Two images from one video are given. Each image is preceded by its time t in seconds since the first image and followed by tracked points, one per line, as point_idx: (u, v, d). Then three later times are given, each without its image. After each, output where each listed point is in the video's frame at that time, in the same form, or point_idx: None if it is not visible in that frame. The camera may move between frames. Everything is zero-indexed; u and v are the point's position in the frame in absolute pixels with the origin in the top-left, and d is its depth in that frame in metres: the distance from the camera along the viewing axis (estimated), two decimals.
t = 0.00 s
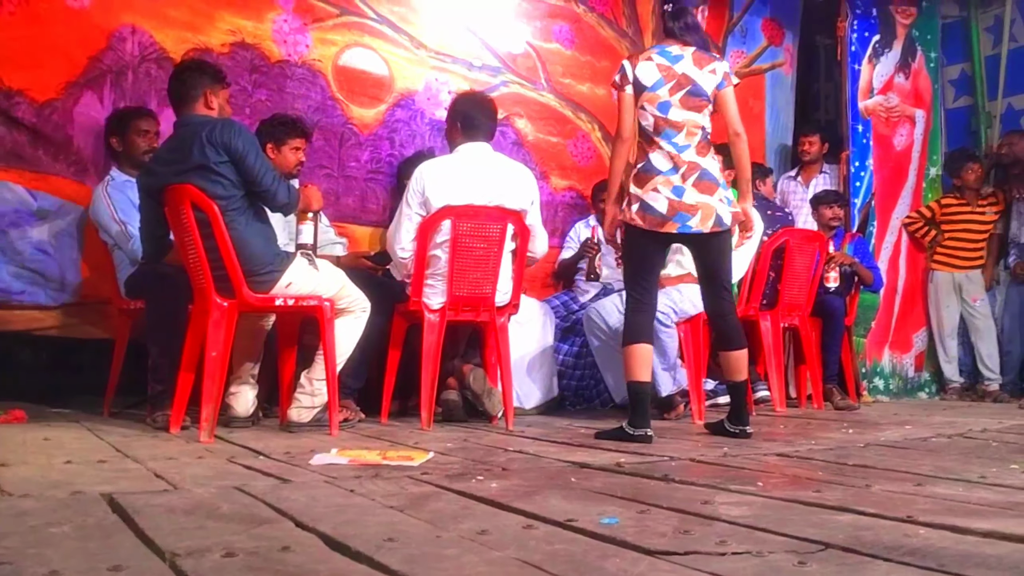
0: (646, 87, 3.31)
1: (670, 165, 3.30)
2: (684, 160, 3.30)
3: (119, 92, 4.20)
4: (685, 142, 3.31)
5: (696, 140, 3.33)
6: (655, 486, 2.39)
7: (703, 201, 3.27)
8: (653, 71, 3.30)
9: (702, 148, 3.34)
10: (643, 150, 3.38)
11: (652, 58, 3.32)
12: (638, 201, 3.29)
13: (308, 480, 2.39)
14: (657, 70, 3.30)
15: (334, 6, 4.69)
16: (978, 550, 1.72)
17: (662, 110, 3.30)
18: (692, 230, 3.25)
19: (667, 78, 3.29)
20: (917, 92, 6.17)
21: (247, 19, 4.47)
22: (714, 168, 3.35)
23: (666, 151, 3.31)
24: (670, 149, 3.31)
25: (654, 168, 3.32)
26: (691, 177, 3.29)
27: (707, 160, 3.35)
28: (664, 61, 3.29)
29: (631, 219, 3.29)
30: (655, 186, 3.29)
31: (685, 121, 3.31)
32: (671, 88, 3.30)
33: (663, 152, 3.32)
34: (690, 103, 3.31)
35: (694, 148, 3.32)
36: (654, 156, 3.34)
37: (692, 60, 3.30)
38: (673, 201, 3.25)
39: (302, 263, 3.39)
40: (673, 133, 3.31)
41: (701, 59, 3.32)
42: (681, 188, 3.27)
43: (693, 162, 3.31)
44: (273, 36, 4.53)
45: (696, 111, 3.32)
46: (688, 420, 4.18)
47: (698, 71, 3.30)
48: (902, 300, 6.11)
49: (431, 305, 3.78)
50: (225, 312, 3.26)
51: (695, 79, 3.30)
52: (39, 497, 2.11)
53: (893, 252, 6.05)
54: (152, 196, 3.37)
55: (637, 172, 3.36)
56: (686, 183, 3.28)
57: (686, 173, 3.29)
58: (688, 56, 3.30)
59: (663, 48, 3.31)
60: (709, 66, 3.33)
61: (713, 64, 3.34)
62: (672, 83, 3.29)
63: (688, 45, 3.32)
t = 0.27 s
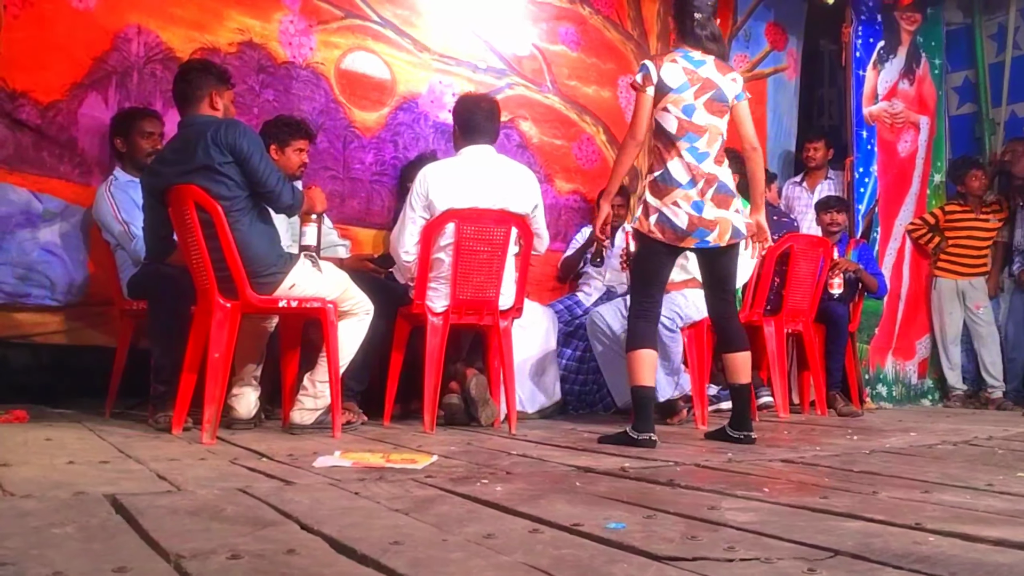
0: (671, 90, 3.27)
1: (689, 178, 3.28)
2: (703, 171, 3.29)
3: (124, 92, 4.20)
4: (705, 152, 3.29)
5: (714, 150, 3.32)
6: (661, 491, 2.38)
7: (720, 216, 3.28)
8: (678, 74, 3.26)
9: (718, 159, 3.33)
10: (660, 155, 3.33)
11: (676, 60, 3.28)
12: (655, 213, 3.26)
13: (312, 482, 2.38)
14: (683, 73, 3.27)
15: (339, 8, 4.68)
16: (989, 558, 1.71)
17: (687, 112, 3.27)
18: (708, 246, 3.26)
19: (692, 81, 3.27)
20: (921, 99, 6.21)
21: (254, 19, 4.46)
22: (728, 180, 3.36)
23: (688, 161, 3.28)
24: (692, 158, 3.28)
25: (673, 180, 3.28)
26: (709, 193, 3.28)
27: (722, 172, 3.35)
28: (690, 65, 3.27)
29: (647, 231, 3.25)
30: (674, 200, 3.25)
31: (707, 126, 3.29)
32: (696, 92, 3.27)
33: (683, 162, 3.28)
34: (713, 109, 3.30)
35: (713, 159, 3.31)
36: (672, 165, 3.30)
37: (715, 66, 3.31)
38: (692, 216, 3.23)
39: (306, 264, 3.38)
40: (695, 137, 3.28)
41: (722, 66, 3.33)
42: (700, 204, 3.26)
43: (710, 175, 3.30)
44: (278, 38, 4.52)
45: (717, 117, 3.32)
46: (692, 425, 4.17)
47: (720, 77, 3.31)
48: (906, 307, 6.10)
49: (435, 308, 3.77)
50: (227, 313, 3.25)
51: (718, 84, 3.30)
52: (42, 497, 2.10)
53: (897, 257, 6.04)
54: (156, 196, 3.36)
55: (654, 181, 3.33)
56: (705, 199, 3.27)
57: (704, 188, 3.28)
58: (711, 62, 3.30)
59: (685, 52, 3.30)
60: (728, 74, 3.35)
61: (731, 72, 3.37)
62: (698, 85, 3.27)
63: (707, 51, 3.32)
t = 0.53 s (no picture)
0: (681, 95, 3.26)
1: (704, 173, 3.27)
2: (717, 169, 3.29)
3: (124, 96, 4.20)
4: (717, 150, 3.31)
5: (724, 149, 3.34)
6: (657, 497, 2.38)
7: (733, 212, 3.29)
8: (688, 83, 3.27)
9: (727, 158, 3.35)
10: (672, 155, 3.31)
11: (683, 68, 3.28)
12: (671, 208, 3.23)
13: (308, 487, 2.38)
14: (692, 81, 3.27)
15: (343, 9, 4.68)
16: (985, 567, 1.70)
17: (699, 117, 3.27)
18: (724, 240, 3.26)
19: (700, 89, 3.28)
20: (922, 104, 6.21)
21: (257, 20, 4.46)
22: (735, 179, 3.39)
23: (703, 159, 3.28)
24: (707, 157, 3.28)
25: (689, 178, 3.26)
26: (723, 186, 3.30)
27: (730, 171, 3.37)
28: (697, 74, 3.28)
29: (668, 228, 3.21)
30: (692, 194, 3.23)
31: (718, 128, 3.31)
32: (705, 97, 3.29)
33: (699, 159, 3.27)
34: (721, 113, 3.33)
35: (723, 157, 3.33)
36: (687, 163, 3.27)
37: (717, 73, 3.35)
38: (710, 210, 3.23)
39: (305, 269, 3.38)
40: (708, 140, 3.29)
41: (723, 73, 3.37)
42: (717, 198, 3.26)
43: (723, 170, 3.31)
44: (283, 38, 4.53)
45: (724, 120, 3.34)
46: (690, 431, 4.16)
47: (724, 83, 3.35)
48: (906, 312, 6.10)
49: (433, 312, 3.77)
50: (226, 317, 3.25)
51: (721, 92, 3.33)
52: (38, 501, 2.09)
53: (897, 263, 6.04)
54: (155, 200, 3.36)
55: (666, 180, 3.30)
56: (721, 194, 3.28)
57: (719, 183, 3.29)
58: (713, 70, 3.34)
59: (691, 61, 3.30)
60: (728, 81, 3.39)
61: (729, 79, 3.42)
62: (706, 93, 3.28)
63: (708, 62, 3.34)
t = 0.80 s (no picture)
0: (690, 118, 3.29)
1: (723, 195, 3.30)
2: (729, 188, 3.34)
3: (124, 108, 4.23)
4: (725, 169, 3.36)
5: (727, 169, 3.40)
6: (654, 510, 2.40)
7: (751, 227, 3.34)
8: (694, 102, 3.30)
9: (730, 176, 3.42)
10: (688, 176, 3.32)
11: (690, 90, 3.31)
12: (702, 232, 3.23)
13: (308, 499, 2.39)
14: (698, 101, 3.31)
15: (345, 21, 4.72)
16: None
17: (708, 138, 3.31)
18: (750, 255, 3.31)
19: (705, 110, 3.32)
20: (917, 120, 6.29)
21: (259, 32, 4.50)
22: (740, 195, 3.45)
23: (717, 181, 3.31)
24: (719, 176, 3.32)
25: (710, 198, 3.28)
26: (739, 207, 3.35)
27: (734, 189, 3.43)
28: (702, 94, 3.32)
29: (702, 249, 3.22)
30: (717, 215, 3.26)
31: (722, 149, 3.36)
32: (710, 119, 3.33)
33: (714, 179, 3.31)
34: (723, 134, 3.38)
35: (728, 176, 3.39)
36: (704, 185, 3.29)
37: (716, 95, 3.40)
38: (735, 228, 3.27)
39: (305, 280, 3.40)
40: (715, 161, 3.33)
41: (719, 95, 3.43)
42: (738, 216, 3.30)
43: (735, 192, 3.36)
44: (285, 50, 4.57)
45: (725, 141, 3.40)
46: (686, 443, 4.19)
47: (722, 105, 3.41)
48: (900, 326, 6.16)
49: (431, 324, 3.78)
50: (226, 329, 3.27)
51: (722, 116, 3.38)
52: (40, 511, 2.11)
53: (891, 278, 6.13)
54: (157, 212, 3.39)
55: (687, 202, 3.30)
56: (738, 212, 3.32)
57: (734, 201, 3.33)
58: (712, 92, 3.39)
59: (694, 82, 3.34)
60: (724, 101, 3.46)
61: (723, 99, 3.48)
62: (710, 115, 3.33)
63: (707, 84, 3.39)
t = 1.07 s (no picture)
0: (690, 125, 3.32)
1: (701, 211, 3.32)
2: (714, 205, 3.36)
3: (117, 124, 4.23)
4: (716, 184, 3.38)
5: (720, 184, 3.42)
6: (647, 523, 2.40)
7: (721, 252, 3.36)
8: (696, 110, 3.34)
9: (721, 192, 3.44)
10: (673, 187, 3.35)
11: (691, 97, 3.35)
12: (666, 243, 3.26)
13: (300, 513, 2.39)
14: (700, 110, 3.35)
15: (335, 40, 4.74)
16: None
17: (704, 147, 3.35)
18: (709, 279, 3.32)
19: (706, 119, 3.37)
20: (908, 133, 6.33)
21: (247, 52, 4.51)
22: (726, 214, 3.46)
23: (703, 193, 3.33)
24: (706, 191, 3.35)
25: (684, 212, 3.31)
26: (717, 227, 3.36)
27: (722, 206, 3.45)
28: (703, 103, 3.37)
29: (657, 263, 3.25)
30: (686, 231, 3.28)
31: (717, 161, 3.39)
32: (708, 129, 3.38)
33: (699, 194, 3.33)
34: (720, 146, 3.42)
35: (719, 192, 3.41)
36: (687, 198, 3.32)
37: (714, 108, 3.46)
38: (699, 249, 3.29)
39: (298, 294, 3.42)
40: (710, 171, 3.36)
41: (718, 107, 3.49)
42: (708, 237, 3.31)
43: (718, 211, 3.38)
44: (273, 69, 4.58)
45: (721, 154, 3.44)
46: (680, 456, 4.20)
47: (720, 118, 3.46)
48: (893, 338, 6.18)
49: (425, 337, 3.80)
50: (220, 343, 3.26)
51: (721, 125, 3.44)
52: (31, 528, 2.10)
53: (883, 290, 6.15)
54: (151, 227, 3.40)
55: (664, 213, 3.33)
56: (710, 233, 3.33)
57: (712, 221, 3.35)
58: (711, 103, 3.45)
59: (695, 91, 3.39)
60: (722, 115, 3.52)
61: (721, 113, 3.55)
62: (711, 123, 3.38)
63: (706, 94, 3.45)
